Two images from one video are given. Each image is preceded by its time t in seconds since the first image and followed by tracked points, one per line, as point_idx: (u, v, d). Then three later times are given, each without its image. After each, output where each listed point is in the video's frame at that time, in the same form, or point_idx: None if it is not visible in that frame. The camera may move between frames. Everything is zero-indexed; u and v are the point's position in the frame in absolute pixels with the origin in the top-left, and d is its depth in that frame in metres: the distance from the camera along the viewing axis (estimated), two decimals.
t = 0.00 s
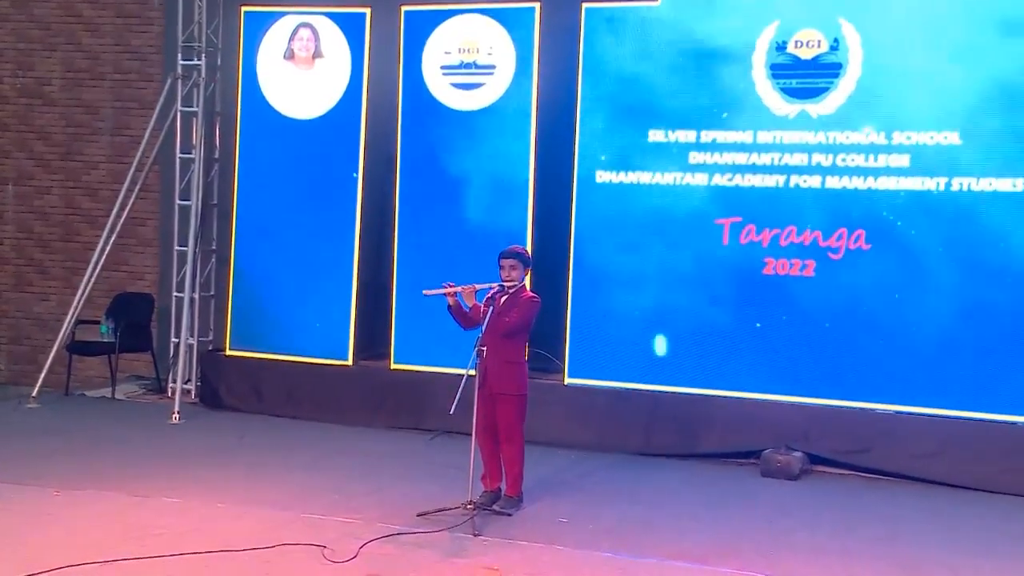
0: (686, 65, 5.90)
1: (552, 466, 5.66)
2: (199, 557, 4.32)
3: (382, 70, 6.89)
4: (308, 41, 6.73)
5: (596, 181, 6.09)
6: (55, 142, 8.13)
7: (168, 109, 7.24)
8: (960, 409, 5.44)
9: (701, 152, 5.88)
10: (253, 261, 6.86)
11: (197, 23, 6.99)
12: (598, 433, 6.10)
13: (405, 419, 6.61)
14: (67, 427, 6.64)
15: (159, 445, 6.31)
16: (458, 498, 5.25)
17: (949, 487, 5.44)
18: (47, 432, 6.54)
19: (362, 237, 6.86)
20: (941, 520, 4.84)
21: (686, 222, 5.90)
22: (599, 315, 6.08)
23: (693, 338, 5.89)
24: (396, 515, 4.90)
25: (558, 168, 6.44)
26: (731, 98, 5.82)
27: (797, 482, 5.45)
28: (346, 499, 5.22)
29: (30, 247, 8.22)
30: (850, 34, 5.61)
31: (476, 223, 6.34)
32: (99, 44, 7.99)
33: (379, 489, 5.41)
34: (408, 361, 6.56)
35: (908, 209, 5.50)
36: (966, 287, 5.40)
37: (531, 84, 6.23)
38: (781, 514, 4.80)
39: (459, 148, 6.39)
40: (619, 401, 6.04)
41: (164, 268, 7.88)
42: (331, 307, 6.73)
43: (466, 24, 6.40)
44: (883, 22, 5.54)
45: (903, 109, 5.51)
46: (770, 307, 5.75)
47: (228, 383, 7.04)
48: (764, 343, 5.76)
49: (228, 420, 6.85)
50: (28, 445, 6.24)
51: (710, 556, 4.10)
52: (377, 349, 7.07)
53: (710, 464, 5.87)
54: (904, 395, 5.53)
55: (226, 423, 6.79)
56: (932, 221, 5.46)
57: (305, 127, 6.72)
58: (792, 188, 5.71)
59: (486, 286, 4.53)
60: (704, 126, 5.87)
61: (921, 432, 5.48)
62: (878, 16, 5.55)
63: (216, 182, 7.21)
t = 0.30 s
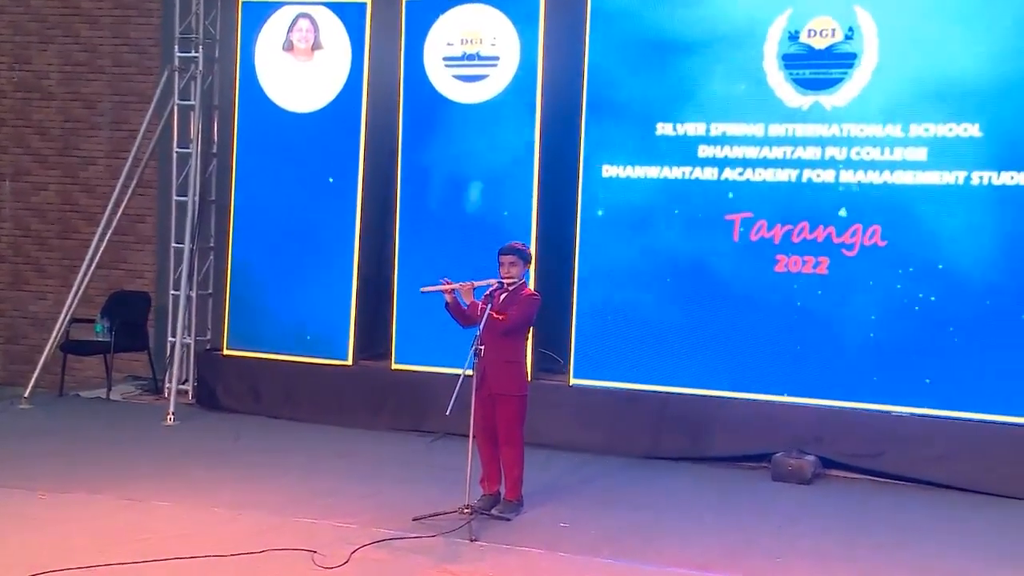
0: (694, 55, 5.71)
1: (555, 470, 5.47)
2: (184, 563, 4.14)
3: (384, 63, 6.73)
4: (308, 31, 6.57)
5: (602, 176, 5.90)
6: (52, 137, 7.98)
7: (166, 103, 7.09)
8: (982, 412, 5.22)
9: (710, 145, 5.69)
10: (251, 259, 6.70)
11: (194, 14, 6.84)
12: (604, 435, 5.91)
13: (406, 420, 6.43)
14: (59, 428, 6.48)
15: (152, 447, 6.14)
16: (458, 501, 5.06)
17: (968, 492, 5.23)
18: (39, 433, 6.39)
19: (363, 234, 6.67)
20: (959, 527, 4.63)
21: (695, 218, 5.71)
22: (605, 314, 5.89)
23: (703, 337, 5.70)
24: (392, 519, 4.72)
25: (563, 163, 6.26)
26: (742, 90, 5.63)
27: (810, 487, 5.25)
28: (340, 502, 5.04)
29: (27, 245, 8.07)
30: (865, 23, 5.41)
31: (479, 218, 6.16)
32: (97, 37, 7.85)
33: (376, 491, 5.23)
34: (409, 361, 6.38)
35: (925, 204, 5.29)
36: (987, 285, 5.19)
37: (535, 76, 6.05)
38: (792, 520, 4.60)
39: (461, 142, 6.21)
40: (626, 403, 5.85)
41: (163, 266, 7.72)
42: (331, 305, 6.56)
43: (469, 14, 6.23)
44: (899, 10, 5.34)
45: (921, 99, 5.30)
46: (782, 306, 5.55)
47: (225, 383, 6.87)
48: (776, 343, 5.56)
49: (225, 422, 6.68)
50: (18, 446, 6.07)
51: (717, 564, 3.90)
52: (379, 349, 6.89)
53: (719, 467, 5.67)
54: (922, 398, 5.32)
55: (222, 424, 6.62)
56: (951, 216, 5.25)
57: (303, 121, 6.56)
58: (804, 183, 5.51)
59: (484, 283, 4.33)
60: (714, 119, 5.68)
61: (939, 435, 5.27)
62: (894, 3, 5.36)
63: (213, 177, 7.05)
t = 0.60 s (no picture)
0: (700, 46, 5.56)
1: (557, 473, 5.31)
2: (170, 568, 3.99)
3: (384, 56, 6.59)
4: (305, 24, 6.45)
5: (607, 172, 5.75)
6: (50, 133, 7.86)
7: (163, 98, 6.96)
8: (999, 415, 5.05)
9: (717, 140, 5.53)
10: (248, 256, 6.56)
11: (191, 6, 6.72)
12: (608, 438, 5.75)
13: (405, 422, 6.28)
14: (51, 429, 6.34)
15: (145, 448, 6.00)
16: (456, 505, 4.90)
17: (984, 498, 5.05)
18: (31, 434, 6.25)
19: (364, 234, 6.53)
20: (974, 534, 4.46)
21: (702, 214, 5.55)
22: (609, 314, 5.73)
23: (710, 338, 5.53)
24: (387, 523, 4.56)
25: (567, 159, 6.11)
26: (751, 82, 5.47)
27: (820, 492, 5.08)
28: (335, 506, 4.89)
29: (24, 243, 7.95)
30: (877, 14, 5.25)
31: (481, 215, 6.01)
32: (95, 31, 7.73)
33: (373, 495, 5.08)
34: (409, 362, 6.23)
35: (940, 199, 5.12)
36: (1004, 283, 5.01)
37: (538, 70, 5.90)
38: (801, 526, 4.43)
39: (462, 136, 6.06)
40: (631, 406, 5.69)
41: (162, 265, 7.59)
42: (330, 305, 6.41)
43: (471, 6, 6.09)
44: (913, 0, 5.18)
45: (936, 92, 5.13)
46: (793, 306, 5.38)
47: (221, 384, 6.73)
48: (785, 343, 5.39)
49: (221, 424, 6.54)
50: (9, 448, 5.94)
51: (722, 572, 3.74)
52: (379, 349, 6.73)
53: (727, 471, 5.51)
54: (936, 400, 5.14)
55: (219, 426, 6.49)
56: (966, 213, 5.08)
57: (300, 115, 6.42)
58: (815, 178, 5.34)
59: (483, 281, 4.15)
60: (721, 113, 5.52)
61: (954, 439, 5.09)
62: None
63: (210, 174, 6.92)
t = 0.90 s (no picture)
0: (709, 37, 5.38)
1: (560, 478, 5.14)
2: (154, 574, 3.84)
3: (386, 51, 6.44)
4: (304, 16, 6.30)
5: (613, 168, 5.57)
6: (48, 129, 7.74)
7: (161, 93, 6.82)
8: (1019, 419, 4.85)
9: (726, 134, 5.35)
10: (246, 255, 6.41)
11: None
12: (613, 442, 5.58)
13: (406, 425, 6.12)
14: (44, 432, 6.20)
15: (140, 451, 5.85)
16: (455, 510, 4.74)
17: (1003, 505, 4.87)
18: (23, 436, 6.11)
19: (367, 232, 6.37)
20: (994, 542, 4.25)
21: (710, 211, 5.37)
22: (615, 314, 5.56)
23: (719, 339, 5.35)
24: (381, 529, 4.40)
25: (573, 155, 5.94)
26: (762, 75, 5.29)
27: (832, 498, 4.90)
28: (330, 512, 4.72)
29: (22, 241, 7.82)
30: (893, 4, 5.07)
31: (483, 213, 5.85)
32: (95, 25, 7.60)
33: (370, 500, 4.91)
34: (409, 362, 6.06)
35: (958, 195, 4.93)
36: None
37: (542, 63, 5.74)
38: (812, 534, 4.25)
39: (465, 131, 5.90)
40: (637, 409, 5.52)
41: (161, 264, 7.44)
42: (330, 305, 6.25)
43: None
44: None
45: (953, 85, 4.95)
46: (805, 306, 5.20)
47: (218, 386, 6.58)
48: (797, 344, 5.21)
49: (218, 426, 6.39)
50: None
51: None
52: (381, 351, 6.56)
53: (736, 476, 5.33)
54: (954, 403, 4.95)
55: (215, 428, 6.32)
56: (985, 209, 4.89)
57: (299, 110, 6.28)
58: (828, 174, 5.16)
59: (481, 279, 4.00)
60: (731, 106, 5.34)
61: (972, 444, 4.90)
62: None
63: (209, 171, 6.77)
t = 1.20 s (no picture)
0: (718, 29, 5.24)
1: (563, 483, 4.98)
2: None
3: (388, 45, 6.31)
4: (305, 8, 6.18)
5: (619, 164, 5.43)
6: (48, 125, 7.63)
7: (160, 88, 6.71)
8: None
9: (735, 129, 5.20)
10: (245, 253, 6.28)
11: None
12: (618, 446, 5.43)
13: (407, 427, 5.98)
14: (38, 433, 6.08)
15: (135, 453, 5.73)
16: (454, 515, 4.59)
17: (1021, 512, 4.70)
18: (17, 438, 5.99)
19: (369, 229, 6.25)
20: (1013, 552, 4.07)
21: (719, 208, 5.22)
22: (621, 315, 5.41)
23: (727, 340, 5.20)
24: (377, 535, 4.26)
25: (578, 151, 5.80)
26: (772, 68, 5.14)
27: (844, 504, 4.74)
28: (325, 516, 4.59)
29: (21, 239, 7.71)
30: None
31: (486, 210, 5.71)
32: (95, 20, 7.49)
33: (367, 504, 4.77)
34: (411, 364, 5.92)
35: (974, 191, 4.77)
36: None
37: (546, 57, 5.60)
38: (822, 541, 4.09)
39: (467, 127, 5.76)
40: (642, 412, 5.37)
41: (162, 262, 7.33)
42: (330, 304, 6.12)
43: None
44: None
45: (970, 78, 4.79)
46: (816, 306, 5.04)
47: (216, 387, 6.45)
48: (808, 345, 5.06)
49: (215, 428, 6.26)
50: None
51: None
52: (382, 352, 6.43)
53: (744, 481, 5.17)
54: (970, 406, 4.79)
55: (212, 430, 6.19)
56: (1003, 206, 4.72)
57: (299, 105, 6.15)
58: (840, 170, 5.01)
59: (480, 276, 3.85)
60: (740, 100, 5.19)
61: (989, 449, 4.74)
62: None
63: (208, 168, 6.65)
